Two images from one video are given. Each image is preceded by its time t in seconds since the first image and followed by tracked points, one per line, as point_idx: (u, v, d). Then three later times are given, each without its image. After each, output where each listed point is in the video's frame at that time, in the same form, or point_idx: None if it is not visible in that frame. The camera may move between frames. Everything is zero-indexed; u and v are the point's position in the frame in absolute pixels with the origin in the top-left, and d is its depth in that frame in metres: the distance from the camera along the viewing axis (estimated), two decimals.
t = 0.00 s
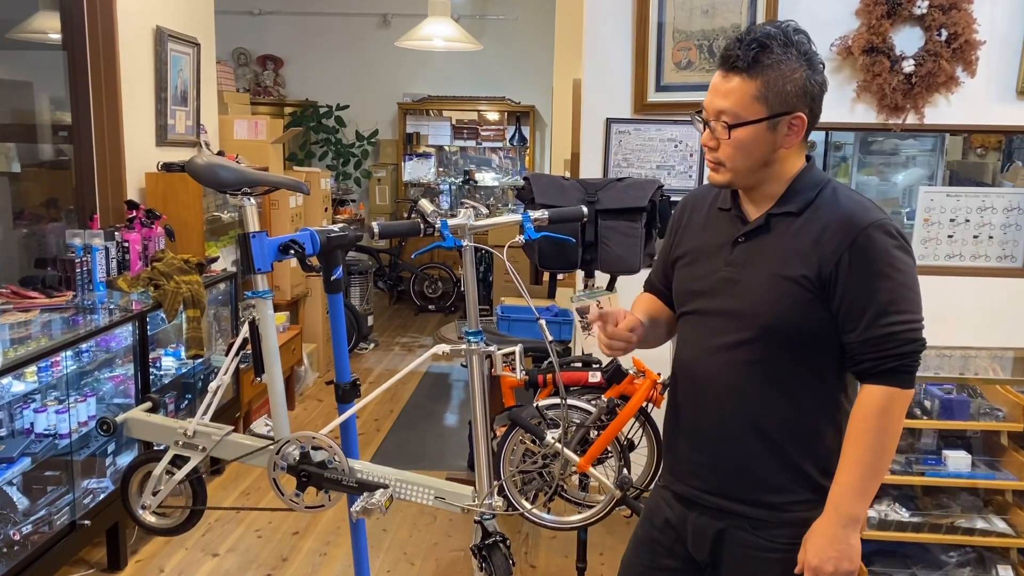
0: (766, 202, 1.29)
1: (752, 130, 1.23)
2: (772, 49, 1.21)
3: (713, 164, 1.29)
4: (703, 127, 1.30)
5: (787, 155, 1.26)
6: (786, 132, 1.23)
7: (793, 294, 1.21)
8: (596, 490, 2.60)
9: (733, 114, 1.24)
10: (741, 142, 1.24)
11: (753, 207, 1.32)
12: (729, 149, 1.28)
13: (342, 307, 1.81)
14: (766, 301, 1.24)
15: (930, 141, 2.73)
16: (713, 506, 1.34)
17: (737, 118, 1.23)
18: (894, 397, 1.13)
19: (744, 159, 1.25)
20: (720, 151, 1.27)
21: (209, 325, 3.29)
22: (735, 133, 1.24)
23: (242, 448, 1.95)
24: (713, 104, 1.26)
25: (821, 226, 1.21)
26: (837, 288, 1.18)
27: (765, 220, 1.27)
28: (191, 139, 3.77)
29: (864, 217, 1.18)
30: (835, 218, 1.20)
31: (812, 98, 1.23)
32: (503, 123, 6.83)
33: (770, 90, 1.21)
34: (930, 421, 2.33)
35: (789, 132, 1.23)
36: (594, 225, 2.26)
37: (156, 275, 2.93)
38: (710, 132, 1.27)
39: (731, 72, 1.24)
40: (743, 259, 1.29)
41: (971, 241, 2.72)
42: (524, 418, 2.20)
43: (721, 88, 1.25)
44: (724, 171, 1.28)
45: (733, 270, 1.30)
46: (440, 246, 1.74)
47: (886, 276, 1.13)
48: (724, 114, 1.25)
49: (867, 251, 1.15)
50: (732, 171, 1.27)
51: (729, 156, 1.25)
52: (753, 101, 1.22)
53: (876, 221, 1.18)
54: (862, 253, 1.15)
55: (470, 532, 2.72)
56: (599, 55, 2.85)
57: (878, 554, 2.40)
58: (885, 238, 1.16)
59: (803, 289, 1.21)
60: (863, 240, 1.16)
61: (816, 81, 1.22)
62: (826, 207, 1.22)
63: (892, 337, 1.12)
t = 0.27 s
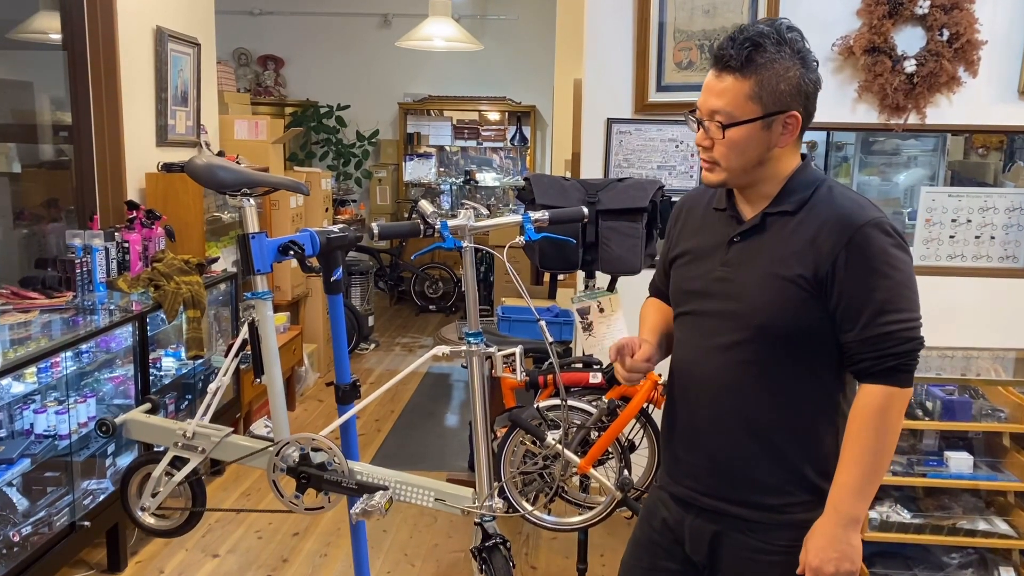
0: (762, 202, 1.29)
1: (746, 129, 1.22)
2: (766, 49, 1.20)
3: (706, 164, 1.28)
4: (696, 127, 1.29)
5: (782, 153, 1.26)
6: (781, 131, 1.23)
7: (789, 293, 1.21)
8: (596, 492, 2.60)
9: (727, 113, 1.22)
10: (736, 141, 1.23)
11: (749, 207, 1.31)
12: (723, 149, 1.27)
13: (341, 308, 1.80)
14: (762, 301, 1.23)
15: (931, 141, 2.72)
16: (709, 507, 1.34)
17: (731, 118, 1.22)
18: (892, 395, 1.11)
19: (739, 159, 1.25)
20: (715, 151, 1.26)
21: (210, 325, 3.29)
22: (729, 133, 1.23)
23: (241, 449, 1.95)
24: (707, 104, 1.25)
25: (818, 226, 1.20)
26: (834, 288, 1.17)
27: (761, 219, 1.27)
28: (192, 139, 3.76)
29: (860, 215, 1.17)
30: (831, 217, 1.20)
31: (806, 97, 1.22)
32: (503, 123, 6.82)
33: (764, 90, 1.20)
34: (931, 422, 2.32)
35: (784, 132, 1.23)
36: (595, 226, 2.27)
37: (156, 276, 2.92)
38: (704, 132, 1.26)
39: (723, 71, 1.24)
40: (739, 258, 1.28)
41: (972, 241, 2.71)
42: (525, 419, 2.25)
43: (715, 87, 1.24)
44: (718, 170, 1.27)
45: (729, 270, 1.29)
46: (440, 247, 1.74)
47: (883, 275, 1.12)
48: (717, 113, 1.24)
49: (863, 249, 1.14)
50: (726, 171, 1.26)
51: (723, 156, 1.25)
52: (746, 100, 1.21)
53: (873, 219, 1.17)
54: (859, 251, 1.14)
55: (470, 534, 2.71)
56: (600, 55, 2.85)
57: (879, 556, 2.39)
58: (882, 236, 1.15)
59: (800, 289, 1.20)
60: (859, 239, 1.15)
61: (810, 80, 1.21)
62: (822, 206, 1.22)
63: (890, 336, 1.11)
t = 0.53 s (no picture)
0: (761, 201, 1.28)
1: (742, 124, 1.21)
2: (763, 45, 1.20)
3: (703, 161, 1.28)
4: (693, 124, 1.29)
5: (779, 151, 1.25)
6: (777, 128, 1.22)
7: (789, 294, 1.20)
8: (598, 493, 2.59)
9: (723, 109, 1.22)
10: (732, 137, 1.23)
11: (749, 207, 1.30)
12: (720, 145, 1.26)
13: (342, 309, 1.80)
14: (761, 302, 1.22)
15: (933, 141, 2.71)
16: (708, 510, 1.33)
17: (727, 113, 1.22)
18: (893, 395, 1.10)
19: (735, 155, 1.24)
20: (711, 147, 1.26)
21: (211, 325, 3.28)
22: (725, 128, 1.23)
23: (242, 451, 1.94)
24: (704, 100, 1.24)
25: (817, 225, 1.19)
26: (833, 288, 1.16)
27: (760, 219, 1.26)
28: (193, 140, 3.76)
29: (860, 215, 1.16)
30: (831, 217, 1.19)
31: (804, 95, 1.21)
32: (505, 123, 6.81)
33: (760, 85, 1.20)
34: (934, 423, 2.31)
35: (780, 129, 1.22)
36: (597, 226, 2.26)
37: (157, 277, 2.92)
38: (700, 128, 1.26)
39: (720, 68, 1.24)
40: (738, 259, 1.27)
41: (976, 241, 2.70)
42: (526, 420, 2.27)
43: (712, 84, 1.24)
44: (715, 167, 1.26)
45: (728, 270, 1.28)
46: (441, 248, 1.73)
47: (883, 275, 1.11)
48: (713, 109, 1.23)
49: (862, 249, 1.13)
50: (722, 167, 1.26)
51: (720, 151, 1.24)
52: (743, 96, 1.20)
53: (873, 219, 1.16)
54: (858, 251, 1.13)
55: (472, 535, 2.71)
56: (601, 55, 2.84)
57: (882, 558, 2.38)
58: (882, 236, 1.14)
59: (799, 289, 1.19)
60: (859, 239, 1.14)
61: (807, 77, 1.21)
62: (822, 206, 1.21)
63: (891, 335, 1.09)
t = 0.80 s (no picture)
0: (768, 202, 1.28)
1: (748, 121, 1.21)
2: (769, 42, 1.20)
3: (709, 159, 1.27)
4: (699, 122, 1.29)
5: (785, 149, 1.24)
6: (783, 125, 1.21)
7: (796, 294, 1.19)
8: (603, 494, 2.58)
9: (729, 106, 1.22)
10: (737, 134, 1.22)
11: (756, 208, 1.30)
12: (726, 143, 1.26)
13: (348, 309, 1.80)
14: (769, 303, 1.22)
15: (939, 141, 2.70)
16: (714, 511, 1.33)
17: (733, 110, 1.21)
18: (902, 396, 1.09)
19: (741, 152, 1.23)
20: (717, 144, 1.25)
21: (215, 326, 3.28)
22: (731, 125, 1.22)
23: (248, 452, 1.94)
24: (709, 97, 1.24)
25: (824, 225, 1.19)
26: (841, 288, 1.15)
27: (767, 219, 1.25)
28: (198, 140, 3.76)
29: (867, 214, 1.15)
30: (838, 217, 1.18)
31: (810, 92, 1.21)
32: (508, 124, 6.81)
33: (766, 82, 1.19)
34: (941, 424, 2.30)
35: (786, 126, 1.21)
36: (603, 227, 2.25)
37: (162, 277, 2.92)
38: (706, 126, 1.25)
39: (726, 65, 1.23)
40: (745, 260, 1.27)
41: (981, 242, 2.69)
42: (531, 420, 2.23)
43: (718, 81, 1.24)
44: (720, 164, 1.26)
45: (735, 271, 1.28)
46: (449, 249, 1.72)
47: (890, 274, 1.10)
48: (718, 106, 1.23)
49: (870, 249, 1.13)
50: (728, 165, 1.25)
51: (725, 149, 1.23)
52: (748, 93, 1.20)
53: (880, 218, 1.15)
54: (865, 250, 1.13)
55: (477, 536, 2.71)
56: (606, 55, 2.84)
57: (889, 559, 2.37)
58: (889, 235, 1.13)
59: (807, 289, 1.18)
60: (866, 238, 1.13)
61: (813, 75, 1.20)
62: (829, 206, 1.20)
63: (898, 335, 1.09)
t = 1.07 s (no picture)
0: (780, 203, 1.27)
1: (759, 123, 1.21)
2: (778, 44, 1.20)
3: (720, 161, 1.27)
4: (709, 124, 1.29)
5: (796, 150, 1.24)
6: (794, 127, 1.21)
7: (808, 296, 1.19)
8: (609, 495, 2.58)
9: (739, 108, 1.21)
10: (748, 136, 1.22)
11: (767, 210, 1.29)
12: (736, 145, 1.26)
13: (355, 310, 1.80)
14: (780, 305, 1.22)
15: (943, 141, 2.70)
16: (723, 514, 1.32)
17: (743, 112, 1.21)
18: (916, 400, 1.09)
19: (752, 154, 1.23)
20: (728, 147, 1.25)
21: (220, 326, 3.29)
22: (742, 127, 1.22)
23: (255, 452, 1.94)
24: (719, 99, 1.24)
25: (836, 227, 1.18)
26: (853, 290, 1.15)
27: (779, 221, 1.25)
28: (202, 140, 3.76)
29: (880, 217, 1.15)
30: (850, 219, 1.18)
31: (820, 92, 1.21)
32: (511, 124, 6.81)
33: (777, 84, 1.19)
34: (948, 425, 2.30)
35: (796, 127, 1.21)
36: (609, 227, 2.24)
37: (167, 277, 2.92)
38: (716, 128, 1.25)
39: (734, 68, 1.23)
40: (756, 262, 1.27)
41: (987, 242, 2.68)
42: (536, 421, 2.19)
43: (728, 83, 1.23)
44: (731, 166, 1.26)
45: (746, 273, 1.28)
46: (456, 249, 1.73)
47: (903, 276, 1.10)
48: (728, 108, 1.23)
49: (882, 250, 1.12)
50: (738, 167, 1.25)
51: (736, 151, 1.23)
52: (759, 95, 1.20)
53: (893, 220, 1.15)
54: (878, 252, 1.13)
55: (482, 536, 2.70)
56: (611, 55, 2.83)
57: (895, 560, 2.37)
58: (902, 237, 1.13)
59: (818, 291, 1.18)
60: (879, 240, 1.13)
61: (822, 75, 1.20)
62: (841, 207, 1.20)
63: (911, 338, 1.09)
